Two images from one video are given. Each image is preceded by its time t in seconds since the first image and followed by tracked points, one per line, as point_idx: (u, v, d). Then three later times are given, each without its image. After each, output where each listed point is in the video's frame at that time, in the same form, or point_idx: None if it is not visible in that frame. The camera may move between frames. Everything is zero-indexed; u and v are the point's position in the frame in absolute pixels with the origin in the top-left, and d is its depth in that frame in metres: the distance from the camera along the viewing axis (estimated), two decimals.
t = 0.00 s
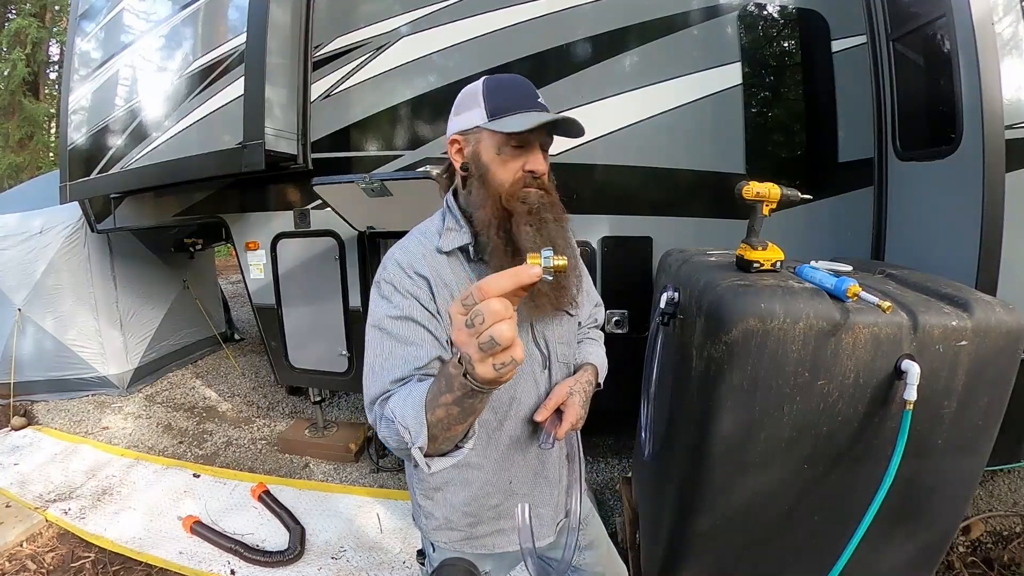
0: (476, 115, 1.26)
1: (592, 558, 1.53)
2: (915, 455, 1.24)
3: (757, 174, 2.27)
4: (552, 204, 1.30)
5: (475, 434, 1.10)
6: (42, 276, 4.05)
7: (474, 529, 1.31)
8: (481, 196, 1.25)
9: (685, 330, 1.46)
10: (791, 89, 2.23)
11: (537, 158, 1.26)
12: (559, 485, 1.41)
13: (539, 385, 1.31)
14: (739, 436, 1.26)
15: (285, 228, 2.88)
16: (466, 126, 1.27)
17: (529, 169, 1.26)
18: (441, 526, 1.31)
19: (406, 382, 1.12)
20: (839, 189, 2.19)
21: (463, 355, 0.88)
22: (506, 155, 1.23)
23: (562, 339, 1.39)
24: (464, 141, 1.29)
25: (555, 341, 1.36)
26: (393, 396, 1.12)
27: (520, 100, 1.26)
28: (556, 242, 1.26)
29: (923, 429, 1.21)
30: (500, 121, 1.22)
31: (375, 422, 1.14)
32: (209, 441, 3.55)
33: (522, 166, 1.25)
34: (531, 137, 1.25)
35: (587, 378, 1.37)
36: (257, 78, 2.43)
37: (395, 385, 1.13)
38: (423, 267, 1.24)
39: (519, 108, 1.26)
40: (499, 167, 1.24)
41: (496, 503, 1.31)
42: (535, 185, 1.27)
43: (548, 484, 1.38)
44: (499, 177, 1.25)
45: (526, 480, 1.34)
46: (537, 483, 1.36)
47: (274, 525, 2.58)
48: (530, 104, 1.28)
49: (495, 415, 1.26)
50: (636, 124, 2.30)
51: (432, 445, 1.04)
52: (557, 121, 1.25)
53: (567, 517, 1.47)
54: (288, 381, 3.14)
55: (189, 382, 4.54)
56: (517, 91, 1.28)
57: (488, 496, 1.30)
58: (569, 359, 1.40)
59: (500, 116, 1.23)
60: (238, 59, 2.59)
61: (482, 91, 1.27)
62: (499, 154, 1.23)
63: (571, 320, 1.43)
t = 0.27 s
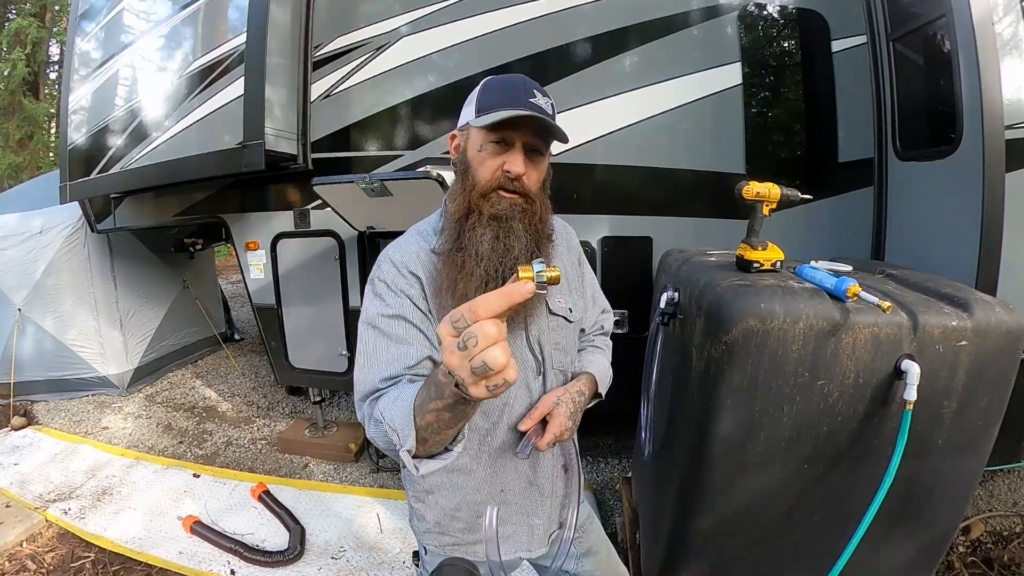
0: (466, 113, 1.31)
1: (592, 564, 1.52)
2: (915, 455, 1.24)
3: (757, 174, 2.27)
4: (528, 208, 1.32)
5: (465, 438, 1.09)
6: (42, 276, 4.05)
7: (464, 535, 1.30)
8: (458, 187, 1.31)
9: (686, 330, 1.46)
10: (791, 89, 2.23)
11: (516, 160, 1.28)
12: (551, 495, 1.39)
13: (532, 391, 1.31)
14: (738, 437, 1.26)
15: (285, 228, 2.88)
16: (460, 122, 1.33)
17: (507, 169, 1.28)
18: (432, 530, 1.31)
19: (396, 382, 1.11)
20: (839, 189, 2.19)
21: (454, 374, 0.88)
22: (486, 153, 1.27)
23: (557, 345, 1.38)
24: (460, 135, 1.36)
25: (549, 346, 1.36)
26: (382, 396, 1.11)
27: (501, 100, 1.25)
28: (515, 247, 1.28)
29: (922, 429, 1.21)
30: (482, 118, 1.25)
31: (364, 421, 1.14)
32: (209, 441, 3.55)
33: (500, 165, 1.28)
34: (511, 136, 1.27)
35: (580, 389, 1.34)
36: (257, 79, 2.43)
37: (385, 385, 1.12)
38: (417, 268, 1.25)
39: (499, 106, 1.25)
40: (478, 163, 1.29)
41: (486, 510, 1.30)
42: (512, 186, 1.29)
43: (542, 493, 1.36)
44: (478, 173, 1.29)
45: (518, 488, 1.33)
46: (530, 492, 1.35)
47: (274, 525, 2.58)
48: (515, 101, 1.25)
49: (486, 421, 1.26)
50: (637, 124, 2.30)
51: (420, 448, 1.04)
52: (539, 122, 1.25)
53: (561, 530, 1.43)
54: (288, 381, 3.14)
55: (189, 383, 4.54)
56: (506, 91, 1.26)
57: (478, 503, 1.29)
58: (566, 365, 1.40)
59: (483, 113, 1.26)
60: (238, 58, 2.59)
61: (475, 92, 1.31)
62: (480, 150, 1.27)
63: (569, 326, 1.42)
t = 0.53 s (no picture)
0: (469, 113, 1.31)
1: (595, 569, 1.48)
2: (915, 455, 1.24)
3: (757, 174, 2.27)
4: (532, 210, 1.32)
5: (457, 441, 1.09)
6: (42, 276, 4.05)
7: (462, 540, 1.30)
8: (462, 189, 1.31)
9: (686, 330, 1.46)
10: (791, 89, 2.23)
11: (519, 162, 1.28)
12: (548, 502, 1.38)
13: (530, 393, 1.31)
14: (739, 437, 1.26)
15: (285, 229, 2.88)
16: (462, 122, 1.33)
17: (510, 172, 1.28)
18: (429, 535, 1.31)
19: (389, 382, 1.11)
20: (839, 189, 2.19)
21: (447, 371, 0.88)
22: (488, 155, 1.27)
23: (555, 347, 1.38)
24: (461, 136, 1.35)
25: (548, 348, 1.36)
26: (375, 395, 1.12)
27: (507, 101, 1.25)
28: (520, 249, 1.29)
29: (923, 429, 1.21)
30: (485, 120, 1.24)
31: (355, 419, 1.15)
32: (209, 441, 3.55)
33: (504, 167, 1.28)
34: (514, 138, 1.26)
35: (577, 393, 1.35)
36: (257, 79, 2.43)
37: (377, 384, 1.12)
38: (415, 267, 1.25)
39: (506, 108, 1.24)
40: (481, 166, 1.28)
41: (484, 515, 1.30)
42: (515, 189, 1.30)
43: (539, 498, 1.36)
44: (481, 175, 1.29)
45: (514, 494, 1.32)
46: (527, 497, 1.34)
47: (274, 525, 2.58)
48: (520, 103, 1.25)
49: (481, 425, 1.25)
50: (637, 124, 2.30)
51: (410, 448, 1.04)
52: (543, 125, 1.25)
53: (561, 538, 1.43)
54: (288, 381, 3.14)
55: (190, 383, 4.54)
56: (511, 92, 1.27)
57: (474, 508, 1.28)
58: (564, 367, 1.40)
59: (488, 114, 1.25)
60: (238, 59, 2.59)
61: (478, 91, 1.30)
62: (483, 152, 1.27)
63: (568, 330, 1.42)
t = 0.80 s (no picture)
0: (463, 115, 1.29)
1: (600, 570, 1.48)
2: (915, 455, 1.24)
3: (757, 174, 2.27)
4: (529, 211, 1.32)
5: (450, 444, 1.09)
6: (42, 276, 4.05)
7: (463, 543, 1.30)
8: (458, 193, 1.30)
9: (686, 330, 1.46)
10: (791, 89, 2.23)
11: (515, 163, 1.27)
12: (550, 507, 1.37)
13: (530, 395, 1.30)
14: (739, 437, 1.26)
15: (285, 229, 2.88)
16: (456, 124, 1.31)
17: (506, 173, 1.27)
18: (431, 539, 1.31)
19: (384, 384, 1.11)
20: (839, 189, 2.19)
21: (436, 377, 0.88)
22: (483, 158, 1.26)
23: (554, 349, 1.37)
24: (456, 138, 1.34)
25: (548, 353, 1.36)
26: (369, 397, 1.12)
27: (503, 102, 1.23)
28: (519, 250, 1.29)
29: (923, 430, 1.21)
30: (480, 122, 1.23)
31: (348, 420, 1.15)
32: (209, 441, 3.55)
33: (499, 169, 1.27)
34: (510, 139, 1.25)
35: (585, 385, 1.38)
36: (257, 79, 2.43)
37: (372, 386, 1.12)
38: (411, 268, 1.25)
39: (502, 110, 1.23)
40: (477, 168, 1.28)
41: (485, 518, 1.29)
42: (512, 190, 1.29)
43: (541, 502, 1.35)
44: (476, 177, 1.28)
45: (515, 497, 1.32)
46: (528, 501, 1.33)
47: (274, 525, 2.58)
48: (516, 104, 1.24)
49: (480, 428, 1.25)
50: (636, 124, 2.30)
51: (403, 453, 1.04)
52: (538, 126, 1.24)
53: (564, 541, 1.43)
54: (288, 381, 3.14)
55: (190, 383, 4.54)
56: (507, 93, 1.25)
57: (475, 512, 1.28)
58: (564, 369, 1.39)
59: (483, 116, 1.24)
60: (238, 59, 2.59)
61: (472, 93, 1.28)
62: (478, 155, 1.26)
63: (568, 331, 1.41)
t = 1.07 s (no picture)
0: (458, 121, 1.26)
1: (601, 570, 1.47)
2: (915, 454, 1.24)
3: (757, 174, 2.27)
4: (527, 215, 1.31)
5: (443, 441, 1.09)
6: (42, 276, 4.05)
7: (467, 542, 1.30)
8: (455, 200, 1.28)
9: (686, 330, 1.46)
10: (791, 88, 2.23)
11: (513, 170, 1.25)
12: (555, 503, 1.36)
13: (531, 393, 1.30)
14: (738, 437, 1.26)
15: (285, 229, 2.88)
16: (451, 129, 1.28)
17: (503, 181, 1.26)
18: (435, 538, 1.31)
19: (380, 384, 1.12)
20: (839, 189, 2.19)
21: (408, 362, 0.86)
22: (480, 166, 1.24)
23: (555, 347, 1.37)
24: (452, 142, 1.31)
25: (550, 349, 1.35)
26: (365, 397, 1.12)
27: (500, 109, 1.22)
28: (518, 256, 1.29)
29: (923, 429, 1.21)
30: (476, 131, 1.21)
31: (346, 420, 1.15)
32: (209, 441, 3.55)
33: (496, 176, 1.25)
34: (506, 148, 1.22)
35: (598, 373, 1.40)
36: (257, 79, 2.43)
37: (367, 386, 1.13)
38: (409, 269, 1.25)
39: (499, 117, 1.21)
40: (473, 175, 1.25)
41: (487, 516, 1.29)
42: (509, 196, 1.28)
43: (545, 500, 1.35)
44: (473, 185, 1.26)
45: (517, 493, 1.32)
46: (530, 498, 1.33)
47: (274, 525, 2.58)
48: (513, 111, 1.22)
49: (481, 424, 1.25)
50: (636, 124, 2.30)
51: (397, 450, 1.04)
52: (532, 135, 1.22)
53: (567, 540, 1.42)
54: (288, 381, 3.14)
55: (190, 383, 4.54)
56: (503, 99, 1.23)
57: (477, 508, 1.28)
58: (566, 368, 1.39)
59: (479, 124, 1.22)
60: (238, 59, 2.59)
61: (467, 97, 1.25)
62: (474, 162, 1.24)
63: (568, 330, 1.41)
